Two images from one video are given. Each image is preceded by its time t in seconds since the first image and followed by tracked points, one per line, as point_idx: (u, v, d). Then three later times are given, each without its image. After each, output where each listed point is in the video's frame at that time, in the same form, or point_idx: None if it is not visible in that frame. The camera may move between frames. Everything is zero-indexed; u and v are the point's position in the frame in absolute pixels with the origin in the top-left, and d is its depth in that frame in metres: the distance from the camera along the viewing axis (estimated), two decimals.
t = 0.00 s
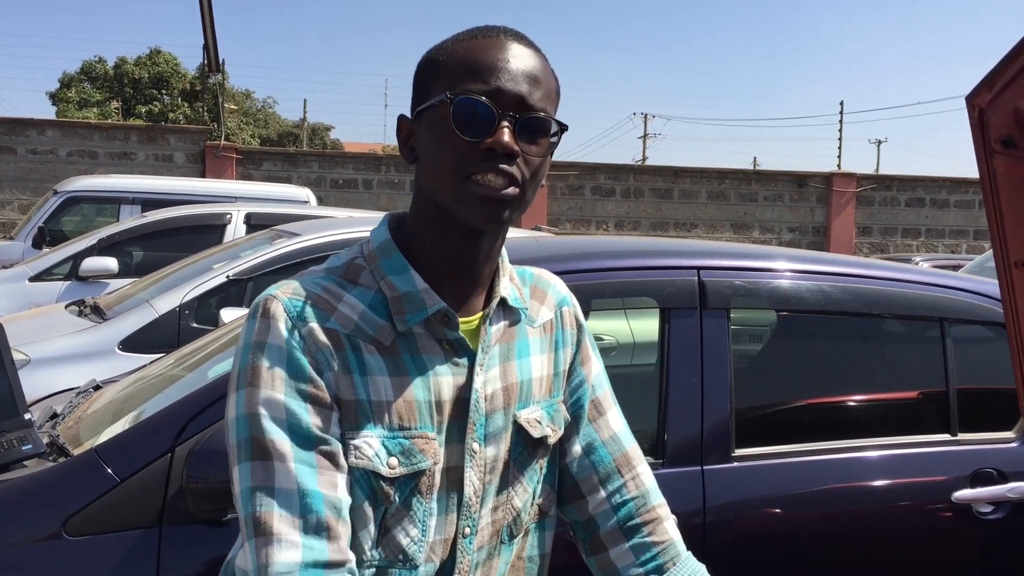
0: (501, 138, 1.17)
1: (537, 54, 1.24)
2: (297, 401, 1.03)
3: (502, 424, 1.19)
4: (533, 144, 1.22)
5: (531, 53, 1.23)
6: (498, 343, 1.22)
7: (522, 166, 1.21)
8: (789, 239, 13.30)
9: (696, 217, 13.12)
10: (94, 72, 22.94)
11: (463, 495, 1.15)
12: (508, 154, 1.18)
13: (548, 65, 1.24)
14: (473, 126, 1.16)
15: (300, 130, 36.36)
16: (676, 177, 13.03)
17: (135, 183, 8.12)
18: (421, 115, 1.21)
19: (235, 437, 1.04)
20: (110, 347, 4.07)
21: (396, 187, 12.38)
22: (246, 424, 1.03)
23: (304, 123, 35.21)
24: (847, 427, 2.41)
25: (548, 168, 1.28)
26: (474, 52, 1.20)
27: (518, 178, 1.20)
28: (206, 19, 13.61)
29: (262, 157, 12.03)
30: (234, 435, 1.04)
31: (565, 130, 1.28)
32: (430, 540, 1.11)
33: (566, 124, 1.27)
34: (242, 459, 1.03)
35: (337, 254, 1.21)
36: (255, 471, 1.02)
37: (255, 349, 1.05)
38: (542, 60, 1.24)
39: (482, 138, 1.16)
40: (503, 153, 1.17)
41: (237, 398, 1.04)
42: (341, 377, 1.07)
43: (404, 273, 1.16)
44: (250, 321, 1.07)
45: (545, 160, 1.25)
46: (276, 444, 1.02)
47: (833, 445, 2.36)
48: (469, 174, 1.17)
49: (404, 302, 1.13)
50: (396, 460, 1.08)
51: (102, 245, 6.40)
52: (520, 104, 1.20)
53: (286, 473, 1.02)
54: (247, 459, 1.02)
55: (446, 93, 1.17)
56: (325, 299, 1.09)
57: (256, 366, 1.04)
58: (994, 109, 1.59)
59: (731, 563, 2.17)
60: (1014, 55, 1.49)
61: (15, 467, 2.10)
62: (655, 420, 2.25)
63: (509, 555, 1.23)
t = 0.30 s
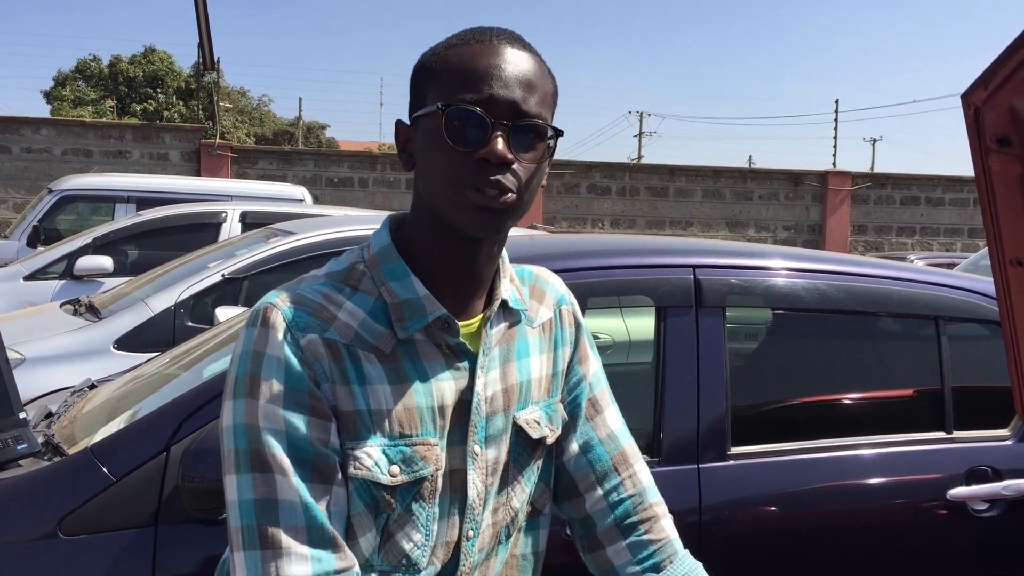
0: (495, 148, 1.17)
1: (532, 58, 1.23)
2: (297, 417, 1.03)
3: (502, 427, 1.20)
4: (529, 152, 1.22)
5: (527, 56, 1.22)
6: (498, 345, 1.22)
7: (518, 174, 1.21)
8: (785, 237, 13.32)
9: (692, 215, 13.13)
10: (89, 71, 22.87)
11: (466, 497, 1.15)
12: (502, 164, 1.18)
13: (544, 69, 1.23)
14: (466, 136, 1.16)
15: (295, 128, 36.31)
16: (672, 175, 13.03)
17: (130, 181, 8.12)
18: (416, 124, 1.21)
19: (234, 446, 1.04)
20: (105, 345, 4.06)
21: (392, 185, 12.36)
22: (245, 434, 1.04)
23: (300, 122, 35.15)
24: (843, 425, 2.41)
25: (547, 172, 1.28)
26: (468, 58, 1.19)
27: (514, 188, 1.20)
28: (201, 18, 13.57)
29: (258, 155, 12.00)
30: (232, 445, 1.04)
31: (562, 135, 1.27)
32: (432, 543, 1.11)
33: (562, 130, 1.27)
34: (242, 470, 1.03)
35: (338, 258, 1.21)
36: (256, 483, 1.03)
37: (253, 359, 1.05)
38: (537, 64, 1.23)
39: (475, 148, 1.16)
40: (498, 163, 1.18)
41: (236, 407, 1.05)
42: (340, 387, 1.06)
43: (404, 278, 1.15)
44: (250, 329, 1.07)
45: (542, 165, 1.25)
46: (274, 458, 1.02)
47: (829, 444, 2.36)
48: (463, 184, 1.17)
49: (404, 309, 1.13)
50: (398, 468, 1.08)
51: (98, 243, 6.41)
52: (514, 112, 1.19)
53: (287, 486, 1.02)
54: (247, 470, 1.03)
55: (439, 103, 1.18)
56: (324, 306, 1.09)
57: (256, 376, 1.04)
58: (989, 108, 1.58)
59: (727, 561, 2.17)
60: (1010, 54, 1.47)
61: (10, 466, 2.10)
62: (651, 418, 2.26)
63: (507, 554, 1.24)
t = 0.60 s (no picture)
0: (498, 151, 1.17)
1: (536, 58, 1.22)
2: (297, 418, 1.03)
3: (503, 426, 1.20)
4: (533, 153, 1.22)
5: (531, 57, 1.21)
6: (499, 344, 1.22)
7: (521, 175, 1.21)
8: (782, 236, 13.34)
9: (690, 214, 13.14)
10: (86, 69, 22.82)
11: (467, 497, 1.15)
12: (506, 166, 1.18)
13: (547, 69, 1.23)
14: (469, 138, 1.16)
15: (293, 127, 36.28)
16: (670, 174, 13.04)
17: (127, 180, 8.11)
18: (418, 123, 1.21)
19: (235, 446, 1.04)
20: (103, 344, 4.05)
21: (390, 184, 12.36)
22: (247, 435, 1.04)
23: (298, 121, 35.13)
24: (841, 424, 2.41)
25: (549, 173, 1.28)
26: (471, 58, 1.19)
27: (517, 189, 1.20)
28: (199, 16, 13.55)
29: (256, 154, 11.99)
30: (234, 445, 1.05)
31: (566, 136, 1.27)
32: (432, 544, 1.12)
33: (566, 132, 1.27)
34: (245, 471, 1.04)
35: (339, 256, 1.21)
36: (259, 484, 1.03)
37: (254, 360, 1.04)
38: (541, 64, 1.23)
39: (478, 150, 1.16)
40: (501, 165, 1.18)
41: (237, 408, 1.05)
42: (339, 388, 1.06)
43: (404, 278, 1.15)
44: (250, 329, 1.07)
45: (545, 167, 1.25)
46: (276, 459, 1.02)
47: (827, 443, 2.37)
48: (467, 186, 1.17)
49: (404, 309, 1.13)
50: (398, 469, 1.08)
51: (95, 242, 6.40)
52: (518, 113, 1.19)
53: (290, 487, 1.02)
54: (249, 472, 1.03)
55: (442, 104, 1.18)
56: (324, 307, 1.09)
57: (256, 377, 1.04)
58: (990, 108, 1.59)
59: (727, 559, 2.18)
60: (1011, 53, 1.47)
61: (9, 465, 2.10)
62: (649, 417, 2.26)
63: (508, 553, 1.24)
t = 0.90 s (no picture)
0: (504, 154, 1.17)
1: (541, 60, 1.22)
2: (299, 418, 1.03)
3: (506, 425, 1.20)
4: (537, 156, 1.22)
5: (536, 59, 1.21)
6: (502, 343, 1.22)
7: (526, 178, 1.21)
8: (783, 236, 13.35)
9: (691, 214, 13.14)
10: (87, 67, 22.82)
11: (470, 496, 1.15)
12: (512, 170, 1.18)
13: (552, 71, 1.23)
14: (475, 140, 1.16)
15: (294, 126, 36.28)
16: (671, 174, 13.03)
17: (128, 179, 8.11)
18: (423, 125, 1.21)
19: (236, 446, 1.05)
20: (105, 343, 4.06)
21: (391, 183, 12.35)
22: (249, 435, 1.04)
23: (299, 120, 35.13)
24: (842, 424, 2.41)
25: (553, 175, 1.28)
26: (476, 61, 1.18)
27: (522, 193, 1.20)
28: (200, 15, 13.55)
29: (257, 153, 12.00)
30: (235, 444, 1.05)
31: (570, 139, 1.27)
32: (435, 543, 1.12)
33: (570, 134, 1.27)
34: (245, 470, 1.04)
35: (342, 256, 1.21)
36: (259, 484, 1.03)
37: (256, 359, 1.05)
38: (547, 67, 1.23)
39: (485, 155, 1.16)
40: (506, 168, 1.18)
41: (238, 407, 1.05)
42: (341, 388, 1.06)
43: (406, 278, 1.16)
44: (252, 329, 1.07)
45: (549, 169, 1.25)
46: (277, 458, 1.03)
47: (827, 443, 2.37)
48: (473, 191, 1.17)
49: (406, 308, 1.13)
50: (400, 468, 1.08)
51: (96, 241, 6.40)
52: (523, 117, 1.19)
53: (290, 486, 1.02)
54: (250, 471, 1.03)
55: (448, 108, 1.17)
56: (326, 307, 1.09)
57: (258, 377, 1.04)
58: (993, 108, 1.59)
59: (728, 559, 2.18)
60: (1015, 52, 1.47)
61: (11, 463, 2.10)
62: (650, 417, 2.26)
63: (510, 552, 1.24)
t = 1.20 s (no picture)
0: (510, 138, 1.17)
1: (544, 52, 1.23)
2: (297, 415, 1.03)
3: (508, 422, 1.20)
4: (542, 142, 1.22)
5: (539, 51, 1.22)
6: (504, 340, 1.22)
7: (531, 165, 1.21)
8: (784, 235, 13.36)
9: (691, 213, 13.14)
10: (88, 65, 22.80)
11: (473, 493, 1.15)
12: (518, 154, 1.18)
13: (555, 62, 1.24)
14: (480, 126, 1.16)
15: (294, 124, 36.28)
16: (671, 172, 13.03)
17: (129, 176, 8.10)
18: (427, 115, 1.21)
19: (230, 441, 1.05)
20: (106, 340, 4.06)
21: (391, 181, 12.35)
22: (241, 430, 1.04)
23: (299, 118, 35.13)
24: (843, 423, 2.42)
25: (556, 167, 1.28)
26: (481, 50, 1.19)
27: (527, 179, 1.20)
28: (201, 13, 13.55)
29: (257, 151, 12.00)
30: (230, 439, 1.05)
31: (573, 128, 1.28)
32: (438, 540, 1.12)
33: (573, 125, 1.28)
34: (235, 465, 1.04)
35: (344, 253, 1.21)
36: (247, 480, 1.03)
37: (254, 355, 1.05)
38: (549, 59, 1.24)
39: (491, 138, 1.16)
40: (512, 153, 1.17)
41: (235, 402, 1.05)
42: (342, 384, 1.07)
43: (408, 275, 1.16)
44: (254, 326, 1.07)
45: (552, 159, 1.25)
46: (269, 455, 1.03)
47: (828, 442, 2.37)
48: (479, 175, 1.16)
49: (408, 305, 1.13)
50: (402, 464, 1.08)
51: (97, 238, 6.40)
52: (529, 104, 1.19)
53: (278, 483, 1.03)
54: (240, 466, 1.04)
55: (453, 93, 1.17)
56: (328, 303, 1.09)
57: (257, 373, 1.04)
58: (995, 107, 1.59)
59: (728, 557, 2.18)
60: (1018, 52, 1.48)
61: (13, 460, 2.10)
62: (651, 416, 2.26)
63: (513, 549, 1.24)
